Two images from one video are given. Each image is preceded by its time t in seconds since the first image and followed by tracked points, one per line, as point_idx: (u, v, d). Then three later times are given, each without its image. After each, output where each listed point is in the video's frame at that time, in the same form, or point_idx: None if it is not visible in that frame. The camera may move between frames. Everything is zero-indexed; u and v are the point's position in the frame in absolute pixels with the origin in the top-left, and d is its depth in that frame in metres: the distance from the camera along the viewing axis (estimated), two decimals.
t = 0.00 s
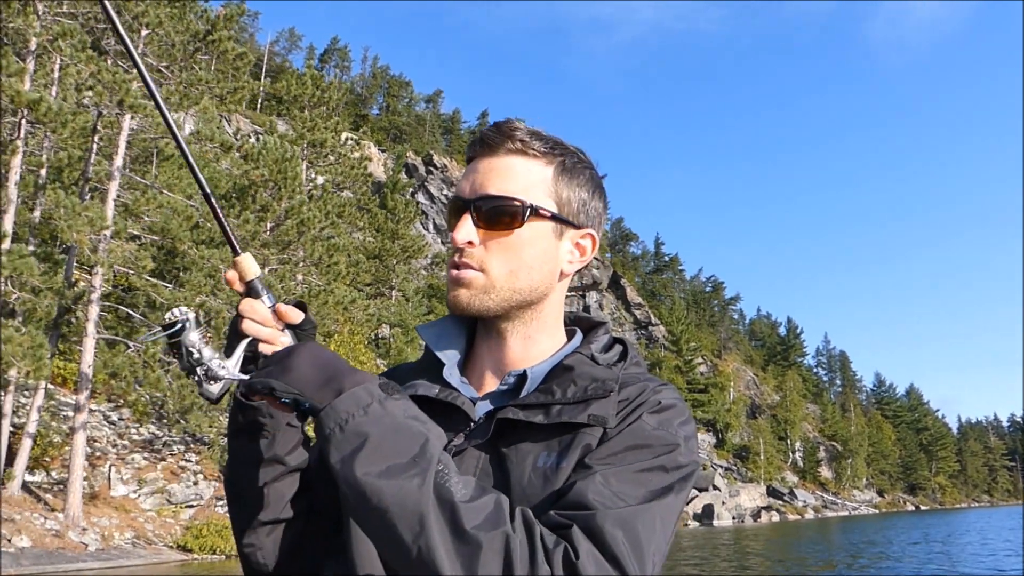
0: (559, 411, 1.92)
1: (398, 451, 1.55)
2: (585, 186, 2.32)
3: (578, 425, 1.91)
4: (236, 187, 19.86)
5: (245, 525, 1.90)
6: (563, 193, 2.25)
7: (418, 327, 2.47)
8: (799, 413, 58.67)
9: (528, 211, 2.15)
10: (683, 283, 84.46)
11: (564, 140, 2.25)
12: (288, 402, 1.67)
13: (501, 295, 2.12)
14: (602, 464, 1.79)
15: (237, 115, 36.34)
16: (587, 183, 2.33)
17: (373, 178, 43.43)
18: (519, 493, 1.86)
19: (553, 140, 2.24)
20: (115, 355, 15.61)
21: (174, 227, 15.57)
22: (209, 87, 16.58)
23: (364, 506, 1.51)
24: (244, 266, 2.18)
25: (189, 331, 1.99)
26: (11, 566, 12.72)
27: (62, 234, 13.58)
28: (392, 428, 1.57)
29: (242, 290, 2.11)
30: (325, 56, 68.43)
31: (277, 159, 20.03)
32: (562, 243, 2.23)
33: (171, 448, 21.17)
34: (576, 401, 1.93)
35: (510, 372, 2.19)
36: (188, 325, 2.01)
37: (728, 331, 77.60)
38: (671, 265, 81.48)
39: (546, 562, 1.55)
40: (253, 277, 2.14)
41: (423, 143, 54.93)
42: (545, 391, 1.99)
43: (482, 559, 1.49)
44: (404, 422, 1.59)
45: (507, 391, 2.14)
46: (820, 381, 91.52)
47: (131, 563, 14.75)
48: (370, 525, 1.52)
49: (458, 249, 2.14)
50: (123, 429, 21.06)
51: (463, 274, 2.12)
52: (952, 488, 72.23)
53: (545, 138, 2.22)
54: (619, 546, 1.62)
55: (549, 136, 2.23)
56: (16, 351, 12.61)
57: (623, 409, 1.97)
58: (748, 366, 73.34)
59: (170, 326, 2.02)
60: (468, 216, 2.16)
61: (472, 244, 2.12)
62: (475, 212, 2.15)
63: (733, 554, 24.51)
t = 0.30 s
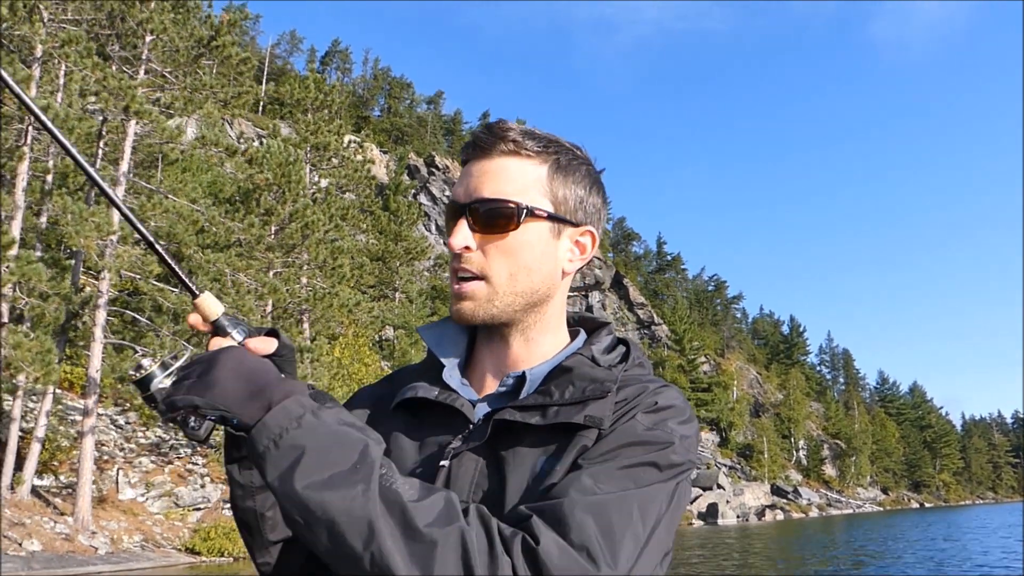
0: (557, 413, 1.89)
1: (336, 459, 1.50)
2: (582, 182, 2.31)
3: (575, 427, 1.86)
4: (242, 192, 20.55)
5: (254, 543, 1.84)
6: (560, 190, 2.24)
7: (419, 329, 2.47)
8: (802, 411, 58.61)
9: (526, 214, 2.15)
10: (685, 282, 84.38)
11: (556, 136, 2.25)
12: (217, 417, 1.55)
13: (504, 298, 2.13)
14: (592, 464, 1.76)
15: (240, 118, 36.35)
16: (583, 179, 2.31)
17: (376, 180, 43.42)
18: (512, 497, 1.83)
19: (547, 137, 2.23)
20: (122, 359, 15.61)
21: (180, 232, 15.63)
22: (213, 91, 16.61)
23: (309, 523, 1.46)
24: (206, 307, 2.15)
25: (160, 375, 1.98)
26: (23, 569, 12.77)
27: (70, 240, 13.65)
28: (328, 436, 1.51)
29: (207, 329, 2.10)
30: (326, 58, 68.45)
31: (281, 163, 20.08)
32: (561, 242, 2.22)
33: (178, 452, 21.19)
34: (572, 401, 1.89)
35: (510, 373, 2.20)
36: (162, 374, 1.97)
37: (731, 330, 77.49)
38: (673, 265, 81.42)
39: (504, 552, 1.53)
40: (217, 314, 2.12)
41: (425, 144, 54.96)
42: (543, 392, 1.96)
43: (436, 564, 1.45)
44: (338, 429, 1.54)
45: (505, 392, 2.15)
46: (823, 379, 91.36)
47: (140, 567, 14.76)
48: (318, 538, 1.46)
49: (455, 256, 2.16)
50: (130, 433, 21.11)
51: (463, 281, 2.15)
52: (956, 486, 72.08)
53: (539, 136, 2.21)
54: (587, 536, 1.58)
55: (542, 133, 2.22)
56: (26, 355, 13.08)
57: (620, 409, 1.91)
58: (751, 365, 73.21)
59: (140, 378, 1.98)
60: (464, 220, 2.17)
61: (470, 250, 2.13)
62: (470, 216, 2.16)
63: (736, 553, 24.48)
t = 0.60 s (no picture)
0: (558, 415, 1.89)
1: (310, 497, 1.55)
2: (584, 181, 2.31)
3: (576, 429, 1.87)
4: (247, 191, 20.66)
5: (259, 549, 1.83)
6: (560, 189, 2.24)
7: (421, 329, 2.47)
8: (803, 413, 58.54)
9: (524, 214, 2.16)
10: (687, 283, 84.36)
11: (558, 136, 2.25)
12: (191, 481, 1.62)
13: (502, 299, 2.14)
14: (589, 465, 1.77)
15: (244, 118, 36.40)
16: (585, 178, 2.32)
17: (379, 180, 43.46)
18: (511, 500, 1.84)
19: (548, 136, 2.24)
20: (129, 358, 15.70)
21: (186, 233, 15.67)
22: (220, 92, 16.54)
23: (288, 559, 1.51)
24: (217, 310, 2.19)
25: (176, 378, 2.03)
26: (29, 566, 12.84)
27: (77, 240, 13.73)
28: (297, 476, 1.56)
29: (218, 333, 2.10)
30: (329, 58, 68.48)
31: (286, 163, 20.09)
32: (561, 242, 2.23)
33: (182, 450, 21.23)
34: (573, 404, 1.90)
35: (512, 374, 2.21)
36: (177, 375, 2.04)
37: (732, 331, 77.47)
38: (675, 266, 81.39)
39: (492, 566, 1.56)
40: (228, 319, 2.13)
41: (428, 144, 54.97)
42: (545, 394, 1.96)
43: None
44: (305, 471, 1.58)
45: (507, 394, 2.15)
46: (825, 381, 91.24)
47: (145, 564, 14.81)
48: None
49: (455, 256, 2.18)
50: (134, 431, 21.17)
51: (461, 281, 2.15)
52: (957, 487, 72.04)
53: (540, 136, 2.22)
54: (578, 540, 1.60)
55: (543, 133, 2.23)
56: (34, 353, 13.17)
57: (621, 412, 1.92)
58: (752, 366, 73.19)
59: (151, 378, 2.04)
60: (464, 222, 2.19)
61: (468, 251, 2.15)
62: (471, 217, 2.17)
63: (736, 554, 24.49)
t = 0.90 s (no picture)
0: (559, 417, 1.90)
1: (352, 462, 1.51)
2: (578, 181, 2.32)
3: (577, 432, 1.88)
4: (251, 194, 20.57)
5: (267, 545, 1.83)
6: (555, 189, 2.25)
7: (421, 331, 2.48)
8: (806, 412, 58.50)
9: (519, 215, 2.16)
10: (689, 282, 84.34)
11: (550, 136, 2.27)
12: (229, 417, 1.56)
13: (502, 300, 2.15)
14: (595, 469, 1.78)
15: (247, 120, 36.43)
16: (579, 178, 2.33)
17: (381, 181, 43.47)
18: (514, 501, 1.84)
19: (541, 139, 2.25)
20: (136, 360, 15.85)
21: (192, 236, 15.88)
22: (225, 96, 16.65)
23: (321, 521, 1.49)
24: (237, 303, 2.20)
25: (187, 358, 1.90)
26: (39, 566, 12.90)
27: (84, 243, 13.80)
28: (346, 438, 1.52)
29: (237, 327, 2.14)
30: (331, 59, 68.53)
31: (290, 165, 20.05)
32: (557, 242, 2.24)
33: (187, 452, 21.26)
34: (575, 406, 1.91)
35: (512, 376, 2.22)
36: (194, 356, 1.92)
37: (734, 331, 77.39)
38: (677, 266, 81.41)
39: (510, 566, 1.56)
40: (247, 311, 2.17)
41: (430, 144, 55.02)
42: (545, 395, 1.97)
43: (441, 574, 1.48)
44: (362, 431, 1.55)
45: (507, 396, 2.17)
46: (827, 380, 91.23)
47: (153, 565, 14.85)
48: (330, 538, 1.48)
49: (453, 258, 2.18)
50: (140, 433, 21.22)
51: (463, 289, 2.16)
52: (960, 487, 72.03)
53: (533, 138, 2.23)
54: (592, 549, 1.61)
55: (536, 134, 2.24)
56: (42, 356, 13.20)
57: (623, 413, 1.93)
58: (754, 366, 73.06)
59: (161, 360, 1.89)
60: (460, 224, 2.19)
61: (466, 253, 2.16)
62: (466, 220, 2.18)
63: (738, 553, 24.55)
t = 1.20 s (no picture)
0: (563, 416, 1.91)
1: (358, 489, 1.53)
2: (583, 180, 2.32)
3: (582, 430, 1.88)
4: (254, 198, 20.69)
5: (269, 541, 1.86)
6: (559, 188, 2.26)
7: (424, 329, 2.49)
8: (808, 410, 58.47)
9: (523, 212, 2.17)
10: (690, 281, 84.32)
11: (555, 135, 2.27)
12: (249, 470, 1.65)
13: (505, 296, 2.16)
14: (605, 469, 1.78)
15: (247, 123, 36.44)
16: (583, 177, 2.33)
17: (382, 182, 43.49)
18: (522, 499, 1.85)
19: (545, 137, 2.26)
20: (142, 363, 16.27)
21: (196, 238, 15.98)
22: (227, 99, 16.75)
23: (333, 546, 1.50)
24: (252, 298, 2.19)
25: (206, 360, 2.03)
26: (46, 569, 12.94)
27: (89, 247, 13.81)
28: (350, 464, 1.55)
29: (251, 319, 2.13)
30: (331, 61, 68.53)
31: (292, 168, 20.19)
32: (562, 240, 2.24)
33: (192, 454, 21.30)
34: (580, 405, 1.91)
35: (517, 374, 2.22)
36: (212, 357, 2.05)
37: (735, 330, 77.40)
38: (677, 265, 81.41)
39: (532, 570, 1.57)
40: (263, 306, 2.17)
41: (430, 145, 55.05)
42: (550, 394, 1.97)
43: None
44: (360, 456, 1.57)
45: (512, 395, 2.18)
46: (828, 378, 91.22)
47: (160, 567, 14.87)
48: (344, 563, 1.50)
49: (457, 255, 2.19)
50: (145, 435, 21.27)
51: (465, 281, 2.17)
52: (962, 484, 72.01)
53: (538, 137, 2.24)
54: (611, 550, 1.63)
55: (540, 133, 2.25)
56: (48, 360, 13.24)
57: (629, 412, 1.93)
58: (756, 365, 73.07)
59: (182, 358, 2.05)
60: (464, 221, 2.20)
61: (471, 250, 2.17)
62: (471, 216, 2.19)
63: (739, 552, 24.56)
